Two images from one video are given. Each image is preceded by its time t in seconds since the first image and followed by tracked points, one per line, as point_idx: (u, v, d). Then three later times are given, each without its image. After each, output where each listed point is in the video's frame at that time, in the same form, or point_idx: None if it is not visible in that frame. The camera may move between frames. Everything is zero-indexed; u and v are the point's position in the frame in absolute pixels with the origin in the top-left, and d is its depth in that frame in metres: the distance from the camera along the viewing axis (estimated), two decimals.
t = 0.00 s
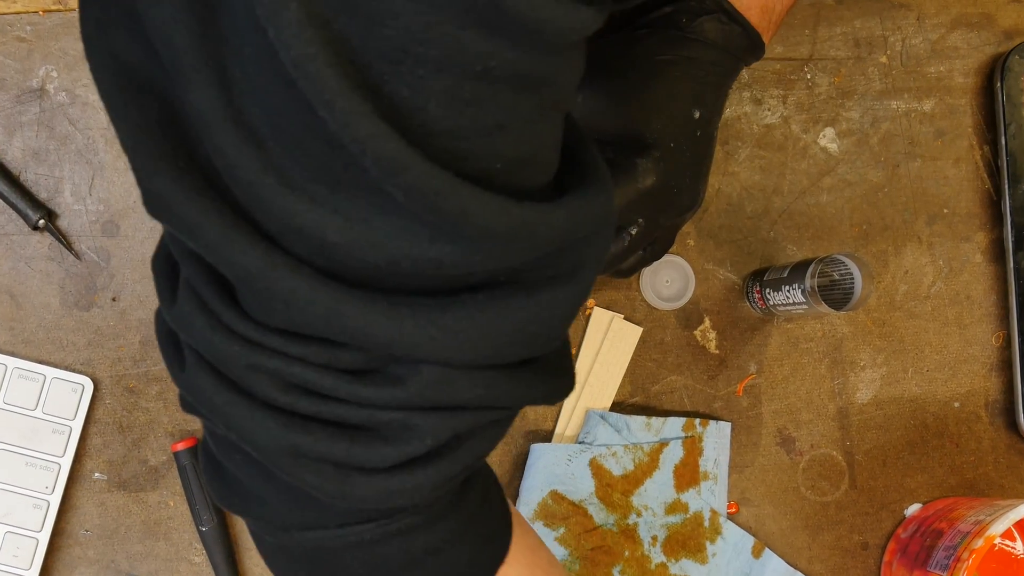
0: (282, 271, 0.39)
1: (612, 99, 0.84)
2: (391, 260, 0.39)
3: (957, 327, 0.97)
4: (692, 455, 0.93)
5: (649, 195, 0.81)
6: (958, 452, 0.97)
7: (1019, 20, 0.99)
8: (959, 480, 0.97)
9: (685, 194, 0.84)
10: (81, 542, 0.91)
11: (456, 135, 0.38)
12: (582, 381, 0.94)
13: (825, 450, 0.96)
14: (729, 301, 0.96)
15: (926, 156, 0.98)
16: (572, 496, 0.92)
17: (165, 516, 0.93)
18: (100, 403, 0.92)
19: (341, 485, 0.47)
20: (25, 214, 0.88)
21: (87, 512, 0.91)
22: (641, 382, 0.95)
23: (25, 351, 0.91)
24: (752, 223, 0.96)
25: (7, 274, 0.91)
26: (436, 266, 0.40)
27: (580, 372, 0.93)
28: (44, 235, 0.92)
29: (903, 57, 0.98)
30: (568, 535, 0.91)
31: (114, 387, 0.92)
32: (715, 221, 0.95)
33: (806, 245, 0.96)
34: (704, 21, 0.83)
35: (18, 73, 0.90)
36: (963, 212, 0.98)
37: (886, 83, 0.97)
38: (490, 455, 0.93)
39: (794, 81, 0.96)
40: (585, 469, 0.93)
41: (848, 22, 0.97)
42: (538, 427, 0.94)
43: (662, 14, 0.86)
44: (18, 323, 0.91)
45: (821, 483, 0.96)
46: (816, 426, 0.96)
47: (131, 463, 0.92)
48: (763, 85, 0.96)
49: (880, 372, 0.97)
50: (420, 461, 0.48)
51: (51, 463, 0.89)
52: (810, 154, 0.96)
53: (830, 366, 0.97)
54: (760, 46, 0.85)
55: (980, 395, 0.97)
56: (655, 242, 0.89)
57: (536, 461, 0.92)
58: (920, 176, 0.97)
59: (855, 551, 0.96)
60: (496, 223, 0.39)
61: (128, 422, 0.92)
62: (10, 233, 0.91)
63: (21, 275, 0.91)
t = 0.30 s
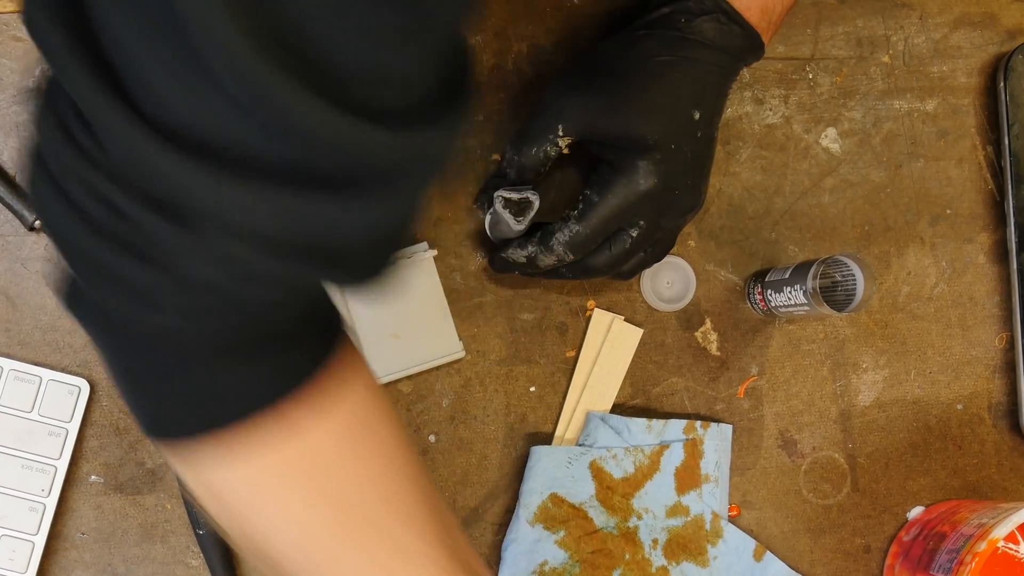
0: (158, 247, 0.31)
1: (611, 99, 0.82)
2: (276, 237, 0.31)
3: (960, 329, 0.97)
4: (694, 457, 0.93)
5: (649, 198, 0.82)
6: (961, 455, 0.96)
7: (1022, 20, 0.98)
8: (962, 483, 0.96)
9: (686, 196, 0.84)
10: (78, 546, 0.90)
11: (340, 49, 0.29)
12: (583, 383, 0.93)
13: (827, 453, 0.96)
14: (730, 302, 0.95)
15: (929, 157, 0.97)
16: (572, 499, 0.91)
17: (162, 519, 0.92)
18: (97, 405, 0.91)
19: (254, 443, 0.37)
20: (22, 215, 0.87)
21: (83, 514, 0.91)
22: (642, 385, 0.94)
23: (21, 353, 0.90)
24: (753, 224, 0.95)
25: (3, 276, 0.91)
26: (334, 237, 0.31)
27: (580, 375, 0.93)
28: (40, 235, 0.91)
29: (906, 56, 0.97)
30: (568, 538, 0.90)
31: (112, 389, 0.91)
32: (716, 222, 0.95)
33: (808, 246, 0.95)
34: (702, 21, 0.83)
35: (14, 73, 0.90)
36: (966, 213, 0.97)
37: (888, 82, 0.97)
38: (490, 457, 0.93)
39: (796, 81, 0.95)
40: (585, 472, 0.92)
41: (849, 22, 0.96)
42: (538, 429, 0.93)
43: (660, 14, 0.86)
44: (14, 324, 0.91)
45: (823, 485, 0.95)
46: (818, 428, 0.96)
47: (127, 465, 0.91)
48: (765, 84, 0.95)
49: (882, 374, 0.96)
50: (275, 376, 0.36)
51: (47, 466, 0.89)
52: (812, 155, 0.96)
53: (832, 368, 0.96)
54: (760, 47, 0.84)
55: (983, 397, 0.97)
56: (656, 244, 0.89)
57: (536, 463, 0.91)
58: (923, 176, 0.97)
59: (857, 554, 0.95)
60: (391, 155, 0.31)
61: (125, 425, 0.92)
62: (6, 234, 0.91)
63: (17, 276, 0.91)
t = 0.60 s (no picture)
0: None
1: (609, 96, 0.81)
2: None
3: (963, 330, 0.96)
4: (694, 460, 0.92)
5: (648, 197, 0.81)
6: (964, 457, 0.95)
7: None
8: (965, 486, 0.95)
9: (685, 195, 0.83)
10: (74, 549, 0.89)
11: None
12: (582, 385, 0.92)
13: (829, 455, 0.95)
14: (732, 304, 0.95)
15: (931, 157, 0.96)
16: (572, 502, 0.90)
17: (159, 522, 0.91)
18: (93, 407, 0.90)
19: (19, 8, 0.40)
20: (17, 215, 0.86)
21: (79, 517, 0.90)
22: (643, 387, 0.94)
23: (17, 355, 0.90)
24: (754, 224, 0.94)
25: None
26: None
27: (579, 378, 0.92)
28: (36, 236, 0.90)
29: (909, 55, 0.96)
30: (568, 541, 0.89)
31: (108, 391, 0.91)
32: (717, 223, 0.94)
33: (810, 247, 0.95)
34: (699, 19, 0.83)
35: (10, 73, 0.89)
36: (969, 213, 0.97)
37: (891, 82, 0.96)
38: (489, 459, 0.92)
39: (798, 80, 0.95)
40: (585, 474, 0.91)
41: (851, 21, 0.96)
42: (538, 431, 0.93)
43: (657, 13, 0.85)
44: (10, 326, 0.90)
45: (825, 488, 0.94)
46: (820, 430, 0.95)
47: (124, 468, 0.91)
48: (766, 84, 0.94)
49: (884, 376, 0.96)
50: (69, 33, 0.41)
51: (44, 468, 0.88)
52: (814, 155, 0.95)
53: (834, 370, 0.95)
54: (757, 48, 0.84)
55: (986, 399, 0.96)
56: (654, 245, 0.88)
57: (535, 466, 0.90)
58: (926, 177, 0.96)
59: (859, 557, 0.94)
60: None
61: (121, 427, 0.91)
62: (2, 235, 0.90)
63: (13, 277, 0.90)
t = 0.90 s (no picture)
0: None
1: (599, 85, 0.80)
2: None
3: (966, 332, 0.96)
4: (695, 462, 0.91)
5: (635, 188, 0.80)
6: (967, 460, 0.95)
7: None
8: (968, 488, 0.95)
9: (674, 187, 0.81)
10: (70, 552, 0.89)
11: None
12: (583, 388, 0.92)
13: (831, 458, 0.94)
14: (733, 305, 0.94)
15: (934, 157, 0.96)
16: (572, 505, 0.90)
17: (155, 525, 0.90)
18: (89, 409, 0.89)
19: None
20: (14, 216, 0.86)
21: (75, 520, 0.89)
22: (643, 389, 0.93)
23: (12, 356, 0.89)
24: (756, 225, 0.94)
25: None
26: None
27: (580, 380, 0.92)
28: (32, 237, 0.89)
29: (911, 55, 0.96)
30: (568, 544, 0.89)
31: (104, 393, 0.90)
32: (718, 223, 0.93)
33: (812, 248, 0.94)
34: (694, 8, 0.80)
35: (5, 72, 0.88)
36: (972, 214, 0.96)
37: (894, 81, 0.96)
38: (488, 461, 0.92)
39: (800, 80, 0.94)
40: (585, 477, 0.90)
41: (853, 20, 0.95)
42: (537, 433, 0.92)
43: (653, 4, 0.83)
44: (6, 327, 0.89)
45: (826, 491, 0.94)
46: (822, 433, 0.94)
47: (121, 470, 0.90)
48: (768, 83, 0.94)
49: (886, 377, 0.95)
50: None
51: (39, 471, 0.87)
52: (816, 155, 0.94)
53: (836, 372, 0.95)
54: (754, 41, 0.81)
55: (989, 401, 0.95)
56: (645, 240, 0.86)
57: (535, 468, 0.89)
58: (928, 177, 0.96)
59: (862, 560, 0.94)
60: None
61: (118, 429, 0.90)
62: None
63: (9, 278, 0.89)
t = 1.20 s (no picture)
0: None
1: (584, 53, 0.80)
2: None
3: (969, 333, 0.95)
4: (696, 465, 0.91)
5: (625, 154, 0.79)
6: (971, 462, 0.94)
7: None
8: (971, 491, 0.94)
9: (666, 153, 0.80)
10: (66, 555, 0.88)
11: None
12: (583, 390, 0.91)
13: (833, 460, 0.93)
14: (735, 306, 0.93)
15: (937, 157, 0.95)
16: (572, 507, 0.89)
17: (152, 528, 0.89)
18: (85, 411, 0.89)
19: None
20: (8, 216, 0.85)
21: (71, 523, 0.88)
22: (644, 391, 0.92)
23: (8, 358, 0.88)
24: (757, 226, 0.93)
25: None
26: None
27: (580, 382, 0.91)
28: (28, 238, 0.89)
29: (914, 55, 0.95)
30: (568, 548, 0.88)
31: (101, 396, 0.89)
32: (719, 224, 0.93)
33: (813, 249, 0.93)
34: None
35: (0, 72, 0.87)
36: (975, 214, 0.95)
37: (896, 81, 0.95)
38: (487, 464, 0.91)
39: (802, 79, 0.94)
40: (585, 480, 0.89)
41: (856, 19, 0.94)
42: (537, 436, 0.92)
43: None
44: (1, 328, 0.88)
45: (828, 494, 0.93)
46: (824, 435, 0.94)
47: (117, 473, 0.89)
48: (769, 83, 0.93)
49: (889, 379, 0.94)
50: None
51: (35, 474, 0.86)
52: (817, 155, 0.94)
53: (838, 374, 0.94)
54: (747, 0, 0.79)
55: (993, 403, 0.95)
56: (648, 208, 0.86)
57: (535, 471, 0.88)
58: (931, 177, 0.95)
59: (864, 563, 0.93)
60: None
61: (114, 432, 0.89)
62: None
63: (4, 279, 0.88)
